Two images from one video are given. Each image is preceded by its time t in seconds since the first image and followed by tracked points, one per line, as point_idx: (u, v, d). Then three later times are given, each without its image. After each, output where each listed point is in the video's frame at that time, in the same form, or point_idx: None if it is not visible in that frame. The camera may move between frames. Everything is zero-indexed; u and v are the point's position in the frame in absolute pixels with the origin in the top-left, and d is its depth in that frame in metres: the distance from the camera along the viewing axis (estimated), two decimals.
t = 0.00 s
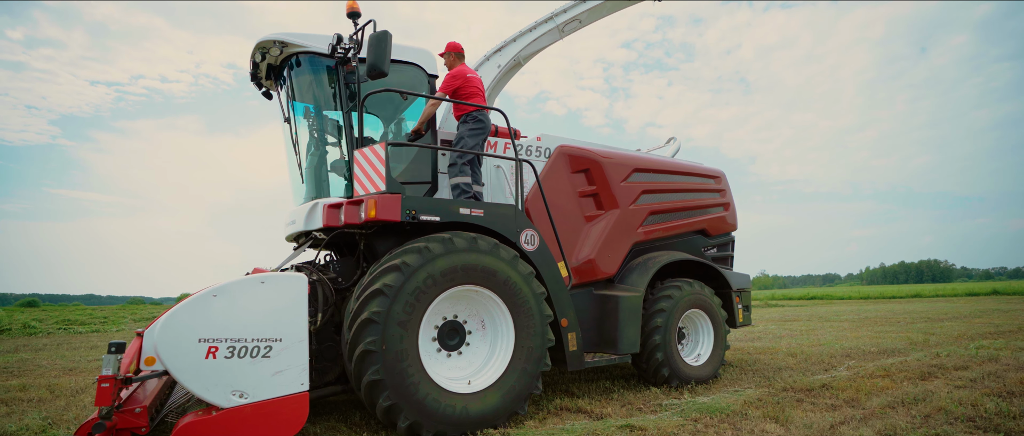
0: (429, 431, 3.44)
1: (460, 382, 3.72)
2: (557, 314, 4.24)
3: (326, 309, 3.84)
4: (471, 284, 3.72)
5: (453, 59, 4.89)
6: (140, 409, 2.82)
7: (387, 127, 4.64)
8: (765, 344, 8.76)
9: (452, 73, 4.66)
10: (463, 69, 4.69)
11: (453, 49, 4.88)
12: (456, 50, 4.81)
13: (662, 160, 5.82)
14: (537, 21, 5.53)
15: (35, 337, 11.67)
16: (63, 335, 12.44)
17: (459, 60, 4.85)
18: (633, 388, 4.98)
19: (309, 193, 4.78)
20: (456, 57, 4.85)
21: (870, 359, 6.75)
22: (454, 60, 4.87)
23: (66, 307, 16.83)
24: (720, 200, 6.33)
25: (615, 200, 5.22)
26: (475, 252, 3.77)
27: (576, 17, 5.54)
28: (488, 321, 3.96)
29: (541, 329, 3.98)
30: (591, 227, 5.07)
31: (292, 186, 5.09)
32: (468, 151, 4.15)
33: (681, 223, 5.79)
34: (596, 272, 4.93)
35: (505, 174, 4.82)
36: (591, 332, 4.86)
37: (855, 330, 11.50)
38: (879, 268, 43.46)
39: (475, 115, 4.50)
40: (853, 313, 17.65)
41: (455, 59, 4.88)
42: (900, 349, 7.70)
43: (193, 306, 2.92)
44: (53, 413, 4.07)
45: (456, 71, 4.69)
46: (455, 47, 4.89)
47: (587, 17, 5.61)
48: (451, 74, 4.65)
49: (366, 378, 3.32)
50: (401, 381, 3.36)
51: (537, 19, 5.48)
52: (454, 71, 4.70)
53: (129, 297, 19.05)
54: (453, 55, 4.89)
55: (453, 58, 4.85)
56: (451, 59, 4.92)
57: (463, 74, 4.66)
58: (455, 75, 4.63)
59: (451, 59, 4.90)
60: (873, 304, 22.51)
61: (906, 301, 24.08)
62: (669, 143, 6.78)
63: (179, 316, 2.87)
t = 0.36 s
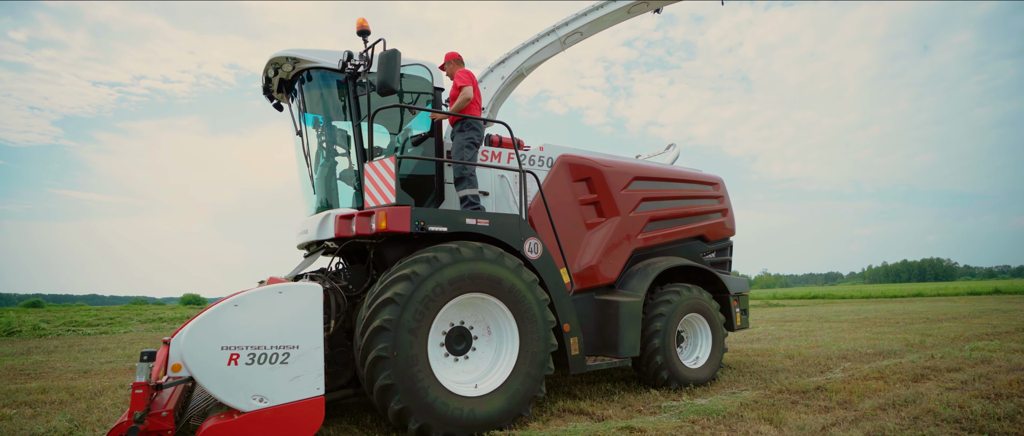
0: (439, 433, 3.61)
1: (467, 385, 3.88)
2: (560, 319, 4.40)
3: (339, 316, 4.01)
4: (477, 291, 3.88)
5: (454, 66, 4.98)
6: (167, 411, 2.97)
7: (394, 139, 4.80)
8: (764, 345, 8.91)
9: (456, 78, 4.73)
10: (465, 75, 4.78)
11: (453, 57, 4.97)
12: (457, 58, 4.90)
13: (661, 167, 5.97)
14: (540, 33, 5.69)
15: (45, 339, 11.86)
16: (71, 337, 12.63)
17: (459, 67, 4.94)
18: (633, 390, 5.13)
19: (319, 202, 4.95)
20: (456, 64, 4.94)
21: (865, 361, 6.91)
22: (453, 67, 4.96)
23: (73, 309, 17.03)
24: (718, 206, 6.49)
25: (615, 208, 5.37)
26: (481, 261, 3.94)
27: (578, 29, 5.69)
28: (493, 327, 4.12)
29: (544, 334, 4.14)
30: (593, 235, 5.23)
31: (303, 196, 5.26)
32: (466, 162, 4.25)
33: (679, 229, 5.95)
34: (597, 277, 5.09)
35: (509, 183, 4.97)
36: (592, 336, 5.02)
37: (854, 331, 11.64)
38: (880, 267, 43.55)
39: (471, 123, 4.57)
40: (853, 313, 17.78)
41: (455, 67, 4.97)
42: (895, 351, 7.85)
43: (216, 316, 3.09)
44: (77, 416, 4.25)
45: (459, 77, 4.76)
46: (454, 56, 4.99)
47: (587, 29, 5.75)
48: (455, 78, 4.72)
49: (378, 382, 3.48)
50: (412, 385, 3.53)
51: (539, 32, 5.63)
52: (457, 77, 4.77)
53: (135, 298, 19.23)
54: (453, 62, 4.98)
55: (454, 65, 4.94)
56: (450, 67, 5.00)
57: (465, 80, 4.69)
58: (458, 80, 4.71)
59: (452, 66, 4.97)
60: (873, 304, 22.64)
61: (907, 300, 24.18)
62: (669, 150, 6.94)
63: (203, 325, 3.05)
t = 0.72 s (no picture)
0: (445, 433, 3.77)
1: (471, 388, 4.04)
2: (561, 324, 4.55)
3: (348, 321, 4.17)
4: (481, 297, 4.04)
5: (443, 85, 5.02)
6: (187, 414, 3.11)
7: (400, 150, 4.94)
8: (762, 346, 9.05)
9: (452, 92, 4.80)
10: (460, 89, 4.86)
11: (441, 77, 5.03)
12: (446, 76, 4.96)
13: (660, 174, 6.12)
14: (541, 44, 5.84)
15: (54, 340, 12.05)
16: (80, 338, 12.81)
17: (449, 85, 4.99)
18: (632, 392, 5.29)
19: (327, 210, 5.11)
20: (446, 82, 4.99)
21: (860, 362, 7.06)
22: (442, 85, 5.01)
23: (80, 311, 17.23)
24: (716, 211, 6.64)
25: (614, 214, 5.53)
26: (484, 268, 4.10)
27: (578, 40, 5.84)
28: (496, 331, 4.28)
29: (545, 338, 4.29)
30: (592, 241, 5.38)
31: (312, 203, 5.43)
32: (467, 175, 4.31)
33: (677, 234, 6.11)
34: (597, 282, 5.24)
35: (511, 192, 5.13)
36: (593, 338, 5.18)
37: (852, 332, 11.77)
38: (881, 267, 43.64)
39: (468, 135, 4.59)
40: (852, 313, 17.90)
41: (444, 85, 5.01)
42: (891, 351, 8.00)
43: (234, 322, 3.26)
44: (97, 417, 4.43)
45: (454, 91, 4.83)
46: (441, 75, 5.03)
47: (588, 40, 5.90)
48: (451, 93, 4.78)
49: (387, 385, 3.64)
50: (419, 388, 3.69)
51: (541, 43, 5.79)
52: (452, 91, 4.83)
53: (140, 299, 19.41)
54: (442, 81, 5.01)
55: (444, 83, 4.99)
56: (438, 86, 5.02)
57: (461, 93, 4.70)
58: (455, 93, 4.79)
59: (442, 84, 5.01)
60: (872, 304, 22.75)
61: (908, 300, 24.27)
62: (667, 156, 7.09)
63: (222, 331, 3.21)
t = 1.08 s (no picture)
0: (447, 428, 3.91)
1: (473, 385, 4.18)
2: (560, 323, 4.70)
3: (354, 320, 4.31)
4: (483, 298, 4.18)
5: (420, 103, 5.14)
6: (201, 410, 3.25)
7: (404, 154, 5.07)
8: (760, 345, 9.17)
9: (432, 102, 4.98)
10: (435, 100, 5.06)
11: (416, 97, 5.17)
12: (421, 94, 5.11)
13: (657, 176, 6.26)
14: (541, 50, 5.98)
15: (61, 339, 12.22)
16: (86, 337, 12.98)
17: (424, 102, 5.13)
18: (630, 389, 5.43)
19: (332, 212, 5.24)
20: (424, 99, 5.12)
21: (855, 360, 7.19)
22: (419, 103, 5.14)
23: (85, 311, 17.41)
24: (712, 212, 6.78)
25: (613, 216, 5.66)
26: (486, 269, 4.24)
27: (577, 46, 5.97)
28: (498, 330, 4.42)
29: (545, 336, 4.43)
30: (591, 242, 5.51)
31: (317, 206, 5.58)
32: (445, 174, 4.39)
33: (675, 235, 6.24)
34: (595, 282, 5.38)
35: (511, 194, 5.26)
36: (591, 338, 5.32)
37: (849, 331, 11.88)
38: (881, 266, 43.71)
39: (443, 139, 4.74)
40: (851, 312, 18.03)
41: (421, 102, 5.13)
42: (885, 350, 8.13)
43: (246, 322, 3.40)
44: (111, 413, 4.59)
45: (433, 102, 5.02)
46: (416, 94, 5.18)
47: (586, 46, 6.03)
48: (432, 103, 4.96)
49: (392, 382, 3.78)
50: (423, 384, 3.83)
51: (540, 49, 5.92)
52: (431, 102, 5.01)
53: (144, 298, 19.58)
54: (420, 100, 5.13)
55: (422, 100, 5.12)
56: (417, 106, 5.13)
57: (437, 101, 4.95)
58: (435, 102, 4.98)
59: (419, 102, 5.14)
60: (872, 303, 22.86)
61: (907, 299, 24.35)
62: (665, 158, 7.22)
63: (234, 331, 3.35)
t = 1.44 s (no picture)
0: (449, 423, 4.04)
1: (474, 381, 4.31)
2: (559, 320, 4.83)
3: (358, 318, 4.45)
4: (483, 296, 4.32)
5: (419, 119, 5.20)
6: (211, 404, 3.39)
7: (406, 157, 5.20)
8: (757, 343, 9.29)
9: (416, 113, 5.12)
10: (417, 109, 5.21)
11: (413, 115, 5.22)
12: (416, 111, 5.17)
13: (654, 178, 6.38)
14: (539, 54, 6.10)
15: (67, 338, 12.37)
16: (91, 336, 13.13)
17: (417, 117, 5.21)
18: (626, 385, 5.56)
19: (336, 213, 5.38)
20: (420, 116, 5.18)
21: (848, 358, 7.32)
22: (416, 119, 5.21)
23: (89, 310, 17.57)
24: (708, 212, 6.90)
25: (610, 216, 5.79)
26: (486, 268, 4.37)
27: (575, 50, 6.10)
28: (497, 327, 4.55)
29: (544, 334, 4.57)
30: (589, 242, 5.64)
31: (322, 207, 5.71)
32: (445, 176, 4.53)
33: (671, 235, 6.37)
34: (593, 282, 5.51)
35: (511, 196, 5.39)
36: (589, 335, 5.46)
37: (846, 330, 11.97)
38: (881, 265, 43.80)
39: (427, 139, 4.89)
40: (849, 311, 18.14)
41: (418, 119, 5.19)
42: (879, 348, 8.26)
43: (254, 319, 3.53)
44: (123, 409, 4.73)
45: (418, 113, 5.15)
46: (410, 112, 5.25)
47: (584, 50, 6.16)
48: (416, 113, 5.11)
49: (395, 378, 3.91)
50: (425, 380, 3.96)
51: (539, 53, 6.05)
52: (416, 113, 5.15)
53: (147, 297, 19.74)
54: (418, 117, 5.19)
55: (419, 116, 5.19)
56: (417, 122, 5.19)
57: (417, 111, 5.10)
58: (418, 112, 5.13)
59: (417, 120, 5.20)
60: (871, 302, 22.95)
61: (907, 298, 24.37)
62: (662, 159, 7.35)
63: (244, 328, 3.48)
